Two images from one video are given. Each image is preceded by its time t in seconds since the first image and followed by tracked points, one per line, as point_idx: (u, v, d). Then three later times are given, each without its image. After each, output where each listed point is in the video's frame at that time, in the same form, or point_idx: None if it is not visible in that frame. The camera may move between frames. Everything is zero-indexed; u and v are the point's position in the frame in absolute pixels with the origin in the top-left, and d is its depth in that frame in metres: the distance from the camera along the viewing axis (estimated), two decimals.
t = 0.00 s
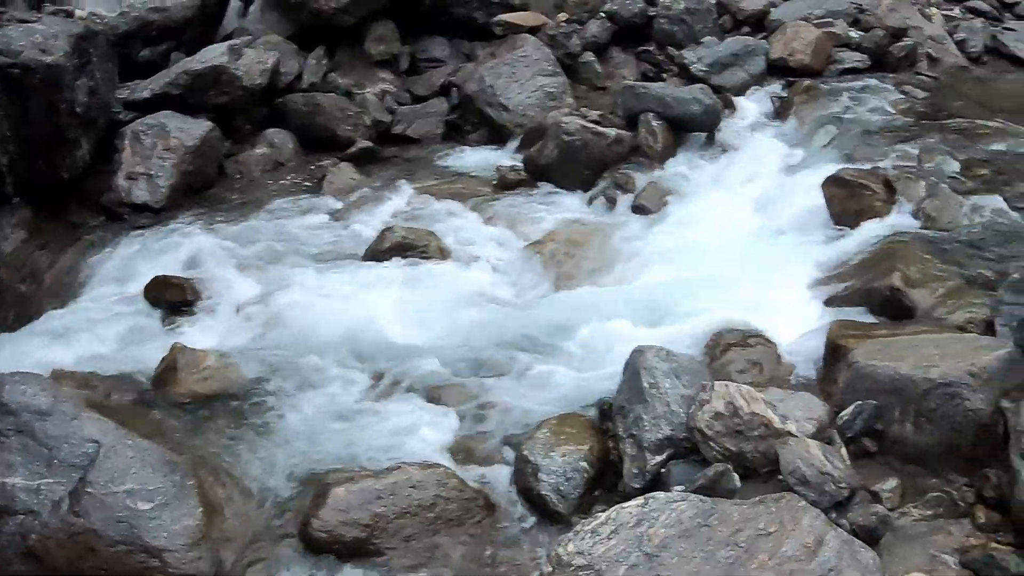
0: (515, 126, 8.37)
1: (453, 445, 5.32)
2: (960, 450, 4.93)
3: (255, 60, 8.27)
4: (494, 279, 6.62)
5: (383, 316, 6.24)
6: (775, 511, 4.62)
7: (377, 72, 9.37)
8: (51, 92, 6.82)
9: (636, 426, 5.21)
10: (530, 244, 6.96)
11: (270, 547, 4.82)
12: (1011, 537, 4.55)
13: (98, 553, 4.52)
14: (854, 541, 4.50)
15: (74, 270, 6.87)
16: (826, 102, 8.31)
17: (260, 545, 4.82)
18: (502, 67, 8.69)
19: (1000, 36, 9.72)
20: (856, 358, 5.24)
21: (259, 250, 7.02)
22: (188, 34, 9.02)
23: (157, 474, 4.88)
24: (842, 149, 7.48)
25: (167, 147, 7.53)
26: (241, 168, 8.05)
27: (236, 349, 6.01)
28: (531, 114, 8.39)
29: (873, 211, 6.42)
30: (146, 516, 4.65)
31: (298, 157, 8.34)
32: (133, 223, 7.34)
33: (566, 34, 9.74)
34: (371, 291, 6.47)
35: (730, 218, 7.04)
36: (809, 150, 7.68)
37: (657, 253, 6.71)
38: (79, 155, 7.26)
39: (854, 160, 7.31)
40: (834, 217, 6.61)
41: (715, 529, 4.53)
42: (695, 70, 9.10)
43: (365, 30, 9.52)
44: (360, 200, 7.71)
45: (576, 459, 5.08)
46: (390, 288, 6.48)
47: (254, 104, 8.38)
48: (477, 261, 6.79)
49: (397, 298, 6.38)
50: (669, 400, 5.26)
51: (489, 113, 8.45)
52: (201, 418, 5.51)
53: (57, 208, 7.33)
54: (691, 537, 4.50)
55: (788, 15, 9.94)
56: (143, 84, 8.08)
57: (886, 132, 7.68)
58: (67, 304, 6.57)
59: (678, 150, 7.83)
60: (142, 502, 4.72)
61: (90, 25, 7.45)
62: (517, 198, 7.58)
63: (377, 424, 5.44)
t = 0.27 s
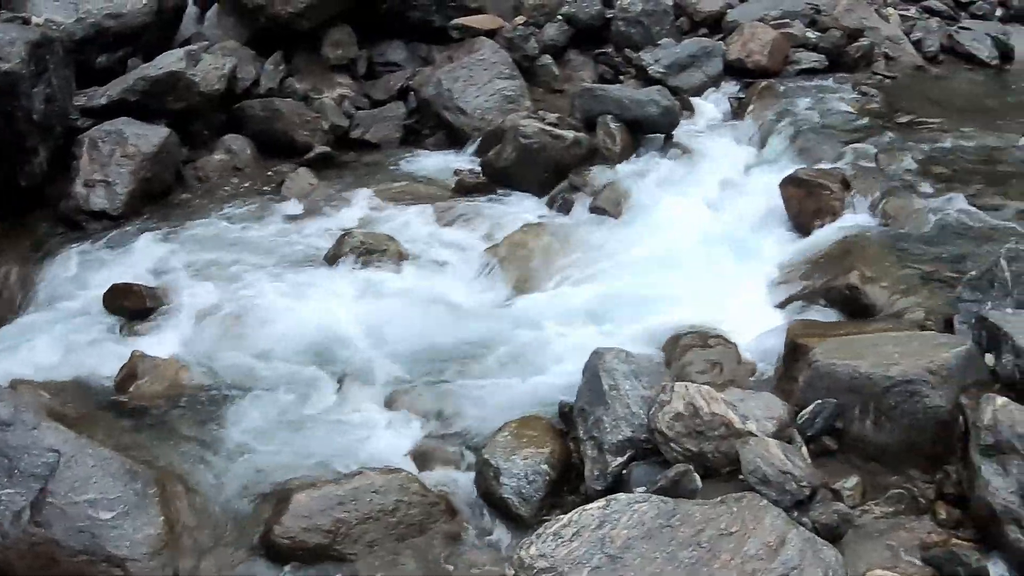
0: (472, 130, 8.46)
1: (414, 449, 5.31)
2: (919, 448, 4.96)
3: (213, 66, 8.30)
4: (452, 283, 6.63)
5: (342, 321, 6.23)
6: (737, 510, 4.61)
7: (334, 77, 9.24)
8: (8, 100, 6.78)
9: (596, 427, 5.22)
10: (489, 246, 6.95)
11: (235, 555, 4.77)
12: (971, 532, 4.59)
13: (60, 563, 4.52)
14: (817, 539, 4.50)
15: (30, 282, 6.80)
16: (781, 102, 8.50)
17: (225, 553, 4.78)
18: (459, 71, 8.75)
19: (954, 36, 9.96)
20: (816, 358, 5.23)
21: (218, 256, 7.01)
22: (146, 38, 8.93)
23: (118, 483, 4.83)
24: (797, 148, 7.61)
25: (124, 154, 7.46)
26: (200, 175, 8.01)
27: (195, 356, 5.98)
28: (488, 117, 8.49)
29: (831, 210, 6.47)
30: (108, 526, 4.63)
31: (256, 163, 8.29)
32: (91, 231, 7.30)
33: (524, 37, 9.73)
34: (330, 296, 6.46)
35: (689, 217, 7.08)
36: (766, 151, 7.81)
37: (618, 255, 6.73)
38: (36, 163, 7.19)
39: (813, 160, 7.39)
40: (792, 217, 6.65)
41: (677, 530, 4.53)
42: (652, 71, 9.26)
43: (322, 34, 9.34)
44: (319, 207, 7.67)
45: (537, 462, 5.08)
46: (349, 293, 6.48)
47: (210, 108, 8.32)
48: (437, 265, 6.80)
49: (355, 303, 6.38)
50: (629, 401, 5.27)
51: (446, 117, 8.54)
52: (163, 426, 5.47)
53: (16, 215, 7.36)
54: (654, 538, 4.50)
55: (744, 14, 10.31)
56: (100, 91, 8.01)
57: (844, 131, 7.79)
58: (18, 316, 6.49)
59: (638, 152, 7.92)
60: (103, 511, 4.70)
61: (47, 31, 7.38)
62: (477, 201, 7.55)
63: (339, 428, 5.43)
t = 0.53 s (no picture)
0: (437, 134, 8.53)
1: (380, 454, 5.30)
2: (886, 447, 4.98)
3: (176, 71, 8.21)
4: (417, 287, 6.64)
5: (308, 327, 6.23)
6: (704, 512, 4.58)
7: (298, 82, 9.22)
8: None
9: (563, 430, 5.20)
10: (455, 253, 6.96)
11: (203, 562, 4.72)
12: (939, 531, 4.60)
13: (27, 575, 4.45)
14: (784, 539, 4.50)
15: None
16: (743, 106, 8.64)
17: (193, 560, 4.73)
18: (424, 76, 8.82)
19: (916, 39, 10.38)
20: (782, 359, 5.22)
21: (184, 265, 6.99)
22: (109, 46, 8.94)
23: (84, 492, 4.79)
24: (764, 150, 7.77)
25: (88, 161, 7.43)
26: (164, 182, 8.01)
27: (161, 366, 5.95)
28: (452, 122, 8.56)
29: (795, 211, 6.59)
30: (75, 535, 4.60)
31: (221, 169, 8.28)
32: (56, 238, 7.25)
33: (489, 41, 9.74)
34: (295, 303, 6.46)
35: (656, 223, 7.14)
36: (727, 152, 7.99)
37: (586, 261, 6.77)
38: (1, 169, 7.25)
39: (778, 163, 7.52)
40: (757, 220, 6.75)
41: (645, 532, 4.50)
42: (617, 75, 9.38)
43: (286, 39, 9.28)
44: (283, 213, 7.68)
45: (504, 466, 5.05)
46: (315, 298, 6.47)
47: (175, 115, 8.26)
48: (404, 270, 6.83)
49: (320, 309, 6.37)
50: (595, 404, 5.26)
51: (411, 122, 8.60)
52: (128, 436, 5.43)
53: None
54: (622, 541, 4.45)
55: (708, 16, 10.37)
56: (64, 98, 8.03)
57: (807, 136, 7.97)
58: None
59: (603, 155, 8.00)
60: (70, 521, 4.65)
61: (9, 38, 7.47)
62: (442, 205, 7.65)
63: (305, 435, 5.42)
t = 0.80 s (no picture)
0: (405, 137, 8.56)
1: (350, 458, 5.30)
2: (858, 447, 4.99)
3: (145, 76, 8.23)
4: (387, 291, 6.66)
5: (276, 332, 6.23)
6: (675, 513, 4.56)
7: (267, 86, 9.23)
8: None
9: (534, 433, 5.19)
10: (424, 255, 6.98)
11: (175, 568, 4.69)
12: (909, 530, 4.61)
13: None
14: (755, 539, 4.49)
15: None
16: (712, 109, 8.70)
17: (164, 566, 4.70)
18: (393, 79, 8.85)
19: (887, 39, 10.49)
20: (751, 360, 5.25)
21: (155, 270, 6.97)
22: (77, 52, 8.96)
23: (55, 499, 4.74)
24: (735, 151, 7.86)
25: (56, 167, 7.46)
26: (133, 187, 8.02)
27: (131, 371, 5.93)
28: (422, 125, 8.60)
29: (764, 213, 6.63)
30: (46, 542, 4.54)
31: (190, 174, 8.33)
32: (24, 243, 7.26)
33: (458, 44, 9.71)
34: (262, 308, 6.47)
35: (625, 228, 7.20)
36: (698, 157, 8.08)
37: (555, 266, 6.81)
38: None
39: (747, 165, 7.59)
40: (726, 221, 6.80)
41: (616, 534, 4.46)
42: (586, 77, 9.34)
43: (256, 43, 9.29)
44: (252, 217, 7.70)
45: (475, 469, 5.04)
46: (283, 303, 6.49)
47: (145, 120, 8.32)
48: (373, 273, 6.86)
49: (288, 314, 6.38)
50: (565, 407, 5.24)
51: (380, 125, 8.62)
52: (98, 443, 5.40)
53: None
54: (593, 543, 4.41)
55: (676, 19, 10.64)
56: (32, 103, 8.07)
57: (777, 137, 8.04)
58: None
59: (572, 158, 8.04)
60: (40, 528, 4.60)
61: None
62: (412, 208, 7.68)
63: (276, 439, 5.41)
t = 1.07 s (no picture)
0: (378, 140, 8.56)
1: (325, 464, 5.28)
2: (833, 448, 4.96)
3: (118, 79, 8.22)
4: (359, 296, 6.68)
5: (247, 336, 6.23)
6: (650, 516, 4.52)
7: (240, 89, 9.23)
8: None
9: (507, 437, 5.17)
10: (397, 260, 7.02)
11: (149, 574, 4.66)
12: (884, 532, 4.62)
13: None
14: (730, 542, 4.46)
15: None
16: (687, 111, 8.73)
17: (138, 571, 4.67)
18: (366, 82, 8.86)
19: (860, 42, 10.53)
20: (725, 363, 5.23)
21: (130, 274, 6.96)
22: (50, 54, 8.95)
23: (27, 504, 4.68)
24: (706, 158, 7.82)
25: (29, 170, 7.43)
26: (106, 190, 8.00)
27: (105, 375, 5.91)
28: (396, 128, 8.59)
29: (737, 215, 6.64)
30: (18, 549, 4.50)
31: (163, 177, 8.26)
32: None
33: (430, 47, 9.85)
34: (233, 312, 6.47)
35: (598, 230, 7.21)
36: (672, 156, 8.08)
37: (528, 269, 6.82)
38: None
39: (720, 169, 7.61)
40: (699, 222, 6.80)
41: (591, 538, 4.41)
42: (560, 80, 9.38)
43: (229, 46, 9.27)
44: (224, 219, 7.72)
45: (450, 473, 5.03)
46: (255, 307, 6.50)
47: (118, 122, 8.31)
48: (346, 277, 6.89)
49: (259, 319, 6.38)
50: (539, 410, 5.23)
51: (353, 128, 8.62)
52: (70, 449, 5.37)
53: None
54: (568, 547, 4.37)
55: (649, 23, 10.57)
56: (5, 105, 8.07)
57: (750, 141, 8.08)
58: None
59: (544, 161, 8.12)
60: (13, 534, 4.55)
61: None
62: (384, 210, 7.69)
63: (250, 443, 5.40)
